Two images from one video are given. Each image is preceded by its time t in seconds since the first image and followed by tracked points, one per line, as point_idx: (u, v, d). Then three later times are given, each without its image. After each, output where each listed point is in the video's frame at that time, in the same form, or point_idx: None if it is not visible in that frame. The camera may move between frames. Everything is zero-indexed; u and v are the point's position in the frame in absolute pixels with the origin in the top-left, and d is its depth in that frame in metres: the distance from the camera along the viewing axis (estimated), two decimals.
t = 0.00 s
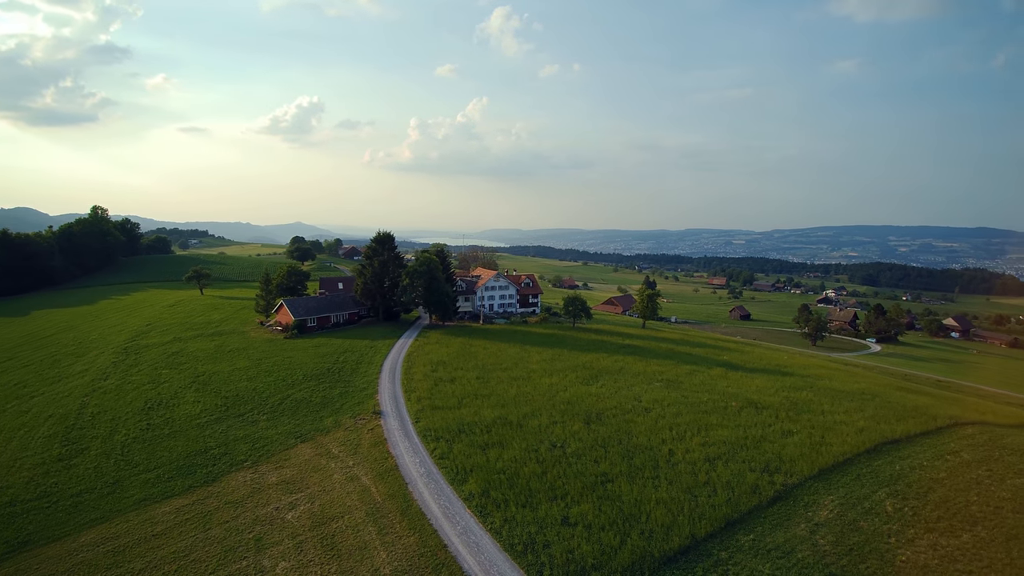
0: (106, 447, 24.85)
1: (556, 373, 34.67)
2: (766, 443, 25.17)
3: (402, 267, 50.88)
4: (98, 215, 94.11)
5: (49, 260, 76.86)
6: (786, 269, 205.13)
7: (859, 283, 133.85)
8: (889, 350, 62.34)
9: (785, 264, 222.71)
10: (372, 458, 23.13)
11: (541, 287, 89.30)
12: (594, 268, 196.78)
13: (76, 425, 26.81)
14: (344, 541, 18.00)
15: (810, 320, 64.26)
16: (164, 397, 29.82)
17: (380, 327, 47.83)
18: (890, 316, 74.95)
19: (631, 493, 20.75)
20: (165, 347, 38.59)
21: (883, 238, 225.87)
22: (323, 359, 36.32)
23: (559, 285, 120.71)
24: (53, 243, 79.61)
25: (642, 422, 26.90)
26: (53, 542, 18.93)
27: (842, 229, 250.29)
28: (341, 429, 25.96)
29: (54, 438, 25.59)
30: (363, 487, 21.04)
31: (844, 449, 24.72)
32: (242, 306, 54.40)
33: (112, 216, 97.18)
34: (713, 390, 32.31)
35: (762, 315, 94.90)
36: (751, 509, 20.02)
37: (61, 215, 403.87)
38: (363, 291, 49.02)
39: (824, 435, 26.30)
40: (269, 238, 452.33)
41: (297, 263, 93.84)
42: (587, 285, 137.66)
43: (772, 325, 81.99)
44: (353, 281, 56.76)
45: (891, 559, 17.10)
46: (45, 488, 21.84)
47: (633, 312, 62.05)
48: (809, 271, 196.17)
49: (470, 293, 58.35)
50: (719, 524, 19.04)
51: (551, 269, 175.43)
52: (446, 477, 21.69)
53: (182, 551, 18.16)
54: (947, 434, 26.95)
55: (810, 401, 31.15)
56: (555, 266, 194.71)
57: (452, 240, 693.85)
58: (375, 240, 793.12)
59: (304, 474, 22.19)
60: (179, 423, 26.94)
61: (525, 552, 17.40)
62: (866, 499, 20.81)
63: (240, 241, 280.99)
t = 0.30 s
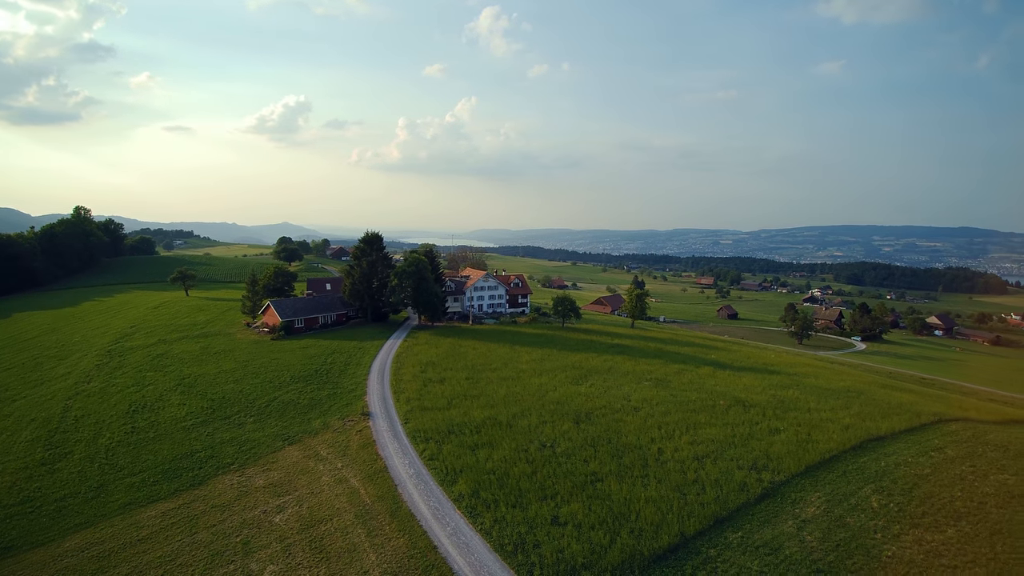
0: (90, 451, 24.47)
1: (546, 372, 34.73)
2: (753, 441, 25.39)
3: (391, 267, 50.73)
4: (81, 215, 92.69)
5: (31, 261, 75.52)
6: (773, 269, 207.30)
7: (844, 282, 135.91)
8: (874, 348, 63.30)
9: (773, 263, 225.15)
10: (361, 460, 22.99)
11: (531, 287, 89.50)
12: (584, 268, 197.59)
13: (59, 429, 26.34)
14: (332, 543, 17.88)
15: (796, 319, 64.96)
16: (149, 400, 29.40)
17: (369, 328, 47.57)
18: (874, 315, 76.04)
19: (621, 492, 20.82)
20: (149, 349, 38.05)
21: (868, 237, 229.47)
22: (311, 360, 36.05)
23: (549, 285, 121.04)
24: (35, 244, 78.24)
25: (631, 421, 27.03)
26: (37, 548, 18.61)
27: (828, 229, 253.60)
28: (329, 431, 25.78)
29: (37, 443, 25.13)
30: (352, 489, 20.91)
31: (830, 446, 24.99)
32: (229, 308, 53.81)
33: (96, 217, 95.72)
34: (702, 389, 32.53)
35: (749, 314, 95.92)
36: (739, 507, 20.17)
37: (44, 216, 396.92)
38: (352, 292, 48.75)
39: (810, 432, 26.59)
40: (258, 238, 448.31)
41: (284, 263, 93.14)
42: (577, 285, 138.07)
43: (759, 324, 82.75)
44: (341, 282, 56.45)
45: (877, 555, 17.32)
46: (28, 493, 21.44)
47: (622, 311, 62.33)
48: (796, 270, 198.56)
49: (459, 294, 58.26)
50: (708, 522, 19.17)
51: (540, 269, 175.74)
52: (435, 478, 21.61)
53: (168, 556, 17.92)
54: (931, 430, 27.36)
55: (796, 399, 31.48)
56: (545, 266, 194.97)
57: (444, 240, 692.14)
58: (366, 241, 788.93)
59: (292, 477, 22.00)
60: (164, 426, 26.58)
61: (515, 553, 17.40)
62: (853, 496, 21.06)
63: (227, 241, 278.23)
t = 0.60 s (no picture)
0: (73, 462, 23.98)
1: (536, 380, 34.69)
2: (742, 447, 25.49)
3: (380, 275, 50.63)
4: (65, 222, 91.48)
5: (13, 269, 74.27)
6: (761, 275, 209.55)
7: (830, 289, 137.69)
8: (860, 354, 64.05)
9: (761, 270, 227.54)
10: (349, 469, 22.77)
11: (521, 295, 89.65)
12: (574, 275, 198.33)
13: (40, 440, 25.82)
14: (320, 554, 17.64)
15: (784, 326, 65.61)
16: (133, 410, 28.90)
17: (358, 336, 47.29)
18: (860, 321, 77.10)
19: (611, 499, 20.77)
20: (133, 358, 37.47)
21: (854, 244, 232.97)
22: (299, 369, 35.69)
23: (539, 292, 121.30)
24: (18, 252, 77.02)
25: (622, 428, 27.05)
26: (18, 561, 18.18)
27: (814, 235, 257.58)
28: (317, 440, 25.50)
29: (18, 453, 24.60)
30: (340, 499, 20.68)
31: (819, 451, 25.15)
32: (215, 316, 53.19)
33: (80, 224, 94.51)
34: (692, 396, 32.66)
35: (737, 321, 96.80)
36: (729, 513, 20.21)
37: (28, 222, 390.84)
38: (340, 300, 48.47)
39: (798, 437, 26.76)
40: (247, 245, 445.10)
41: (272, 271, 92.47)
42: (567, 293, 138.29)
43: (747, 331, 83.48)
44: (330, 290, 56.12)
45: (866, 559, 17.43)
46: (8, 505, 20.95)
47: (612, 318, 62.54)
48: (783, 276, 201.01)
49: (449, 301, 58.19)
50: (698, 528, 19.18)
51: (529, 277, 176.14)
52: (425, 487, 21.44)
53: (152, 569, 17.56)
54: (918, 435, 27.67)
55: (785, 405, 31.70)
56: (535, 273, 195.19)
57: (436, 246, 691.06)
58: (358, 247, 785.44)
59: (279, 487, 21.72)
60: (149, 436, 26.15)
61: (506, 562, 17.27)
62: (841, 500, 21.17)
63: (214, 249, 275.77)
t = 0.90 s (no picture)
0: (52, 477, 23.35)
1: (525, 391, 34.56)
2: (731, 456, 25.54)
3: (368, 285, 50.38)
4: (48, 232, 90.14)
5: None
6: (747, 285, 212.04)
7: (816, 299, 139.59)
8: (846, 363, 64.75)
9: (748, 280, 230.25)
10: (336, 483, 22.43)
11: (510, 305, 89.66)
12: (563, 285, 199.08)
13: (19, 455, 25.14)
14: (306, 571, 17.26)
15: (771, 335, 66.27)
16: (115, 424, 28.29)
17: (345, 347, 46.86)
18: (845, 330, 78.19)
19: (601, 511, 20.65)
20: (116, 371, 36.77)
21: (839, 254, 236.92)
22: (286, 381, 35.22)
23: (528, 302, 121.45)
24: None
25: (611, 439, 26.99)
26: None
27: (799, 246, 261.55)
28: (303, 453, 25.11)
29: None
30: (326, 513, 20.33)
31: (807, 461, 25.27)
32: (200, 328, 52.38)
33: (63, 234, 93.14)
34: (681, 406, 32.70)
35: (725, 331, 97.60)
36: (719, 523, 20.17)
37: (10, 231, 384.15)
38: (328, 310, 48.02)
39: (787, 447, 26.89)
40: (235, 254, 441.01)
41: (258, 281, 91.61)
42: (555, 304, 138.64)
43: (734, 340, 84.14)
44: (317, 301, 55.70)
45: (856, 568, 17.51)
46: None
47: (601, 328, 62.67)
48: (769, 286, 203.67)
49: (438, 312, 57.96)
50: (689, 539, 19.11)
51: (518, 287, 176.46)
52: (413, 501, 21.16)
53: None
54: (904, 443, 27.95)
55: (773, 414, 31.87)
56: (524, 283, 195.25)
57: (427, 255, 689.82)
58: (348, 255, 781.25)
59: (264, 502, 21.31)
60: (131, 450, 25.56)
61: None
62: (830, 509, 21.25)
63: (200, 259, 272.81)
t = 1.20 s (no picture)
0: (30, 489, 22.74)
1: (513, 399, 34.43)
2: (719, 462, 25.64)
3: (355, 293, 50.05)
4: (28, 239, 88.50)
5: None
6: (734, 292, 214.29)
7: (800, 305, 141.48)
8: (831, 368, 65.58)
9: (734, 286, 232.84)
10: (322, 493, 22.11)
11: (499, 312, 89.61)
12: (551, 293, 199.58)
13: None
14: None
15: (757, 342, 66.88)
16: (96, 434, 27.68)
17: (332, 355, 46.43)
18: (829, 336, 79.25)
19: (590, 519, 20.58)
20: (97, 380, 36.04)
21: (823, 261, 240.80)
22: (271, 390, 34.78)
23: (516, 310, 121.52)
24: None
25: (600, 446, 26.99)
26: None
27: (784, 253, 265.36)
28: (289, 464, 24.76)
29: None
30: (312, 525, 20.01)
31: (793, 466, 25.44)
32: (184, 336, 51.61)
33: (44, 241, 91.51)
34: (669, 412, 32.80)
35: (712, 337, 98.43)
36: (707, 530, 20.19)
37: None
38: (315, 318, 47.62)
39: (774, 452, 27.05)
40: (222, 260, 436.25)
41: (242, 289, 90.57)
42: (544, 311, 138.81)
43: (721, 347, 84.83)
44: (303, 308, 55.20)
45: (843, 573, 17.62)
46: None
47: (589, 335, 62.79)
48: (755, 293, 206.14)
49: (426, 319, 57.69)
50: (677, 546, 19.09)
51: (506, 294, 176.62)
52: (400, 511, 20.92)
53: None
54: (889, 448, 28.28)
55: (760, 420, 32.07)
56: (510, 291, 195.31)
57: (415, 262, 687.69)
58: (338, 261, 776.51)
59: (248, 513, 20.94)
60: (112, 461, 25.02)
61: None
62: (817, 515, 21.37)
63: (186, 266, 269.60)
